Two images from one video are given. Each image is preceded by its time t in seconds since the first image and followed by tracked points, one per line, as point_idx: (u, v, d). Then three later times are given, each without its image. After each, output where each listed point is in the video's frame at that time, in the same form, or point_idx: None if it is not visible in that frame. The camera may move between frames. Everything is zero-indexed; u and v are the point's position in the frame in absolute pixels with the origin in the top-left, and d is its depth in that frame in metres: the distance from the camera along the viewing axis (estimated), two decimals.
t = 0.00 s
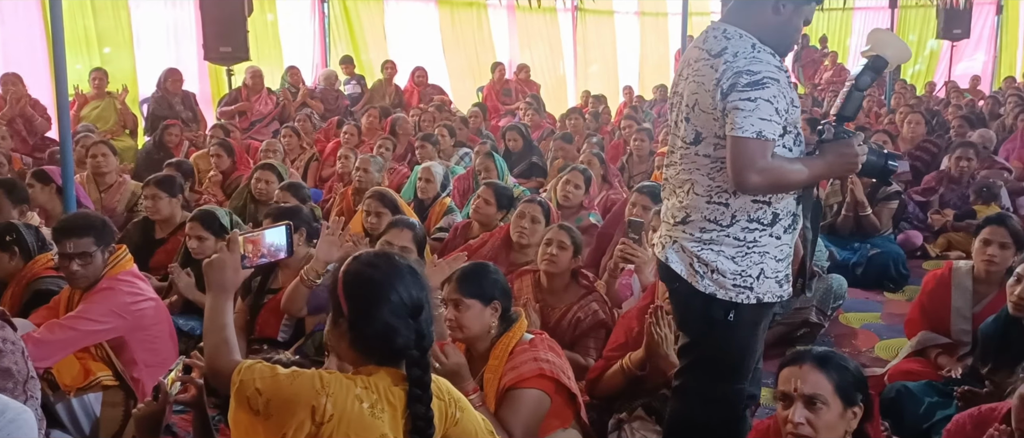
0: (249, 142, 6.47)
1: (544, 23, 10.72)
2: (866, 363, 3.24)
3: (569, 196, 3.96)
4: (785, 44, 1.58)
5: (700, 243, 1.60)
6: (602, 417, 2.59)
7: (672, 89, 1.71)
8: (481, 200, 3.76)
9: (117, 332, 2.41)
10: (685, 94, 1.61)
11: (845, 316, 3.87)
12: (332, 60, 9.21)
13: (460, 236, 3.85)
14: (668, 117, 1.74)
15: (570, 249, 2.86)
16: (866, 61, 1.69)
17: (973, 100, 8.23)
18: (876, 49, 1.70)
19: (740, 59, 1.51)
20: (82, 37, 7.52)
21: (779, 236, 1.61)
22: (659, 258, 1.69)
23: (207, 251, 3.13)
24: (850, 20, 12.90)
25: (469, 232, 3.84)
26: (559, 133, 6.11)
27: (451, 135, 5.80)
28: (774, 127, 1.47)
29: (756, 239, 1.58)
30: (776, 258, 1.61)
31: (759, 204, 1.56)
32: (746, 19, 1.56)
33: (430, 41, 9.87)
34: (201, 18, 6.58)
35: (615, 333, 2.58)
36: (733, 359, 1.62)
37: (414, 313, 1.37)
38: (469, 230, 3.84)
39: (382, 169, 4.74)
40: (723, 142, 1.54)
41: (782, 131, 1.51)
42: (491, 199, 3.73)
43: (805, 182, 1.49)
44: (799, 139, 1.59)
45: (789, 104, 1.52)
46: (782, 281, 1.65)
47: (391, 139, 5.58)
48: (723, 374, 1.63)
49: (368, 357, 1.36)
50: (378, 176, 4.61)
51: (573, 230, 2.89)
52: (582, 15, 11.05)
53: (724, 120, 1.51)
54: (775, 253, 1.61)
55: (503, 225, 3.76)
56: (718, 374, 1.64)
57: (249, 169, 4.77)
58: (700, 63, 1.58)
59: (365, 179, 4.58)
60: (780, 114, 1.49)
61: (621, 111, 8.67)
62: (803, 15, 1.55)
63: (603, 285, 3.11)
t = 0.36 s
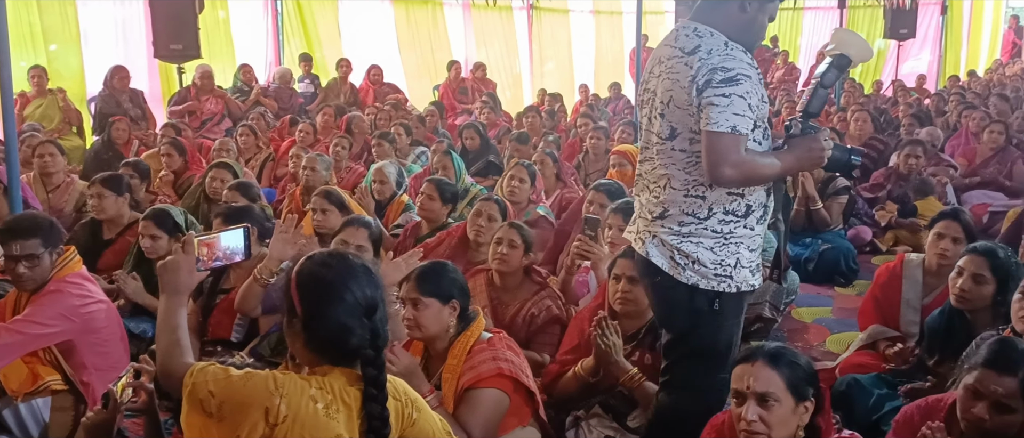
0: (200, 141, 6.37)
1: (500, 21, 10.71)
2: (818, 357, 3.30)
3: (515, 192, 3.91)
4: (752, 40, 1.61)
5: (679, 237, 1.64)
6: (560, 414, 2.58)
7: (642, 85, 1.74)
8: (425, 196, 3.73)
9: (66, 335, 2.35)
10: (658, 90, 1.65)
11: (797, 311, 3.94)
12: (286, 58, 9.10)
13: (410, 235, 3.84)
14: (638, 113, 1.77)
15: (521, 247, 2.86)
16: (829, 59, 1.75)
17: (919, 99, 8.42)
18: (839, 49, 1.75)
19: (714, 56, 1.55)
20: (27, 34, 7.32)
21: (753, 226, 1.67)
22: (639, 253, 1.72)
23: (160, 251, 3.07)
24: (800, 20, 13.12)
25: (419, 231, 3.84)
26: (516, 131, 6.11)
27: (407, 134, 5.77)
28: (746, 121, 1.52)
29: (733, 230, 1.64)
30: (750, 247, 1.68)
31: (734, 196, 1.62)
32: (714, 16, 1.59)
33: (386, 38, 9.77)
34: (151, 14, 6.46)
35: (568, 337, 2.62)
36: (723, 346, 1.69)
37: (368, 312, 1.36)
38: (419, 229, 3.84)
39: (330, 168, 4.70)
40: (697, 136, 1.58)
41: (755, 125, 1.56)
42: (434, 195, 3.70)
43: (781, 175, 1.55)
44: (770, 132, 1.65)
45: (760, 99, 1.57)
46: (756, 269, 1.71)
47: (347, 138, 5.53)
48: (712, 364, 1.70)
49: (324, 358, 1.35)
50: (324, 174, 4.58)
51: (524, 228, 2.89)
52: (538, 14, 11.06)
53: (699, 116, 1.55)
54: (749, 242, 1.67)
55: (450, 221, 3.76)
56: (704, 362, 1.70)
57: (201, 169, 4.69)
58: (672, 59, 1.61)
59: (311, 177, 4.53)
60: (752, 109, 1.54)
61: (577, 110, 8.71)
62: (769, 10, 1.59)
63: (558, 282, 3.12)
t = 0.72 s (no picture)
0: (145, 141, 6.24)
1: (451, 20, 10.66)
2: (766, 352, 3.36)
3: (456, 188, 3.96)
4: (709, 37, 1.70)
5: (652, 229, 1.73)
6: (512, 413, 2.57)
7: (603, 81, 1.82)
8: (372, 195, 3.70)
9: (4, 340, 2.29)
10: (622, 86, 1.73)
11: (745, 306, 4.00)
12: (233, 55, 8.99)
13: (360, 235, 3.82)
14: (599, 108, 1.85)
15: (459, 244, 2.86)
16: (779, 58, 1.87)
17: (863, 97, 8.60)
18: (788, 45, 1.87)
19: (679, 53, 1.63)
20: None
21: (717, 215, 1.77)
22: (611, 248, 1.79)
23: (103, 252, 3.00)
24: (748, 20, 13.31)
25: (369, 231, 3.82)
26: (468, 130, 6.09)
27: (358, 133, 5.73)
28: (709, 115, 1.61)
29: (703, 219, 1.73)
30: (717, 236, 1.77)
31: (700, 188, 1.71)
32: (673, 15, 1.68)
33: (336, 36, 9.66)
34: (93, 11, 6.31)
35: (517, 337, 2.62)
36: (717, 325, 1.78)
37: (306, 313, 1.35)
38: (369, 229, 3.82)
39: (270, 166, 4.63)
40: (663, 130, 1.67)
41: (718, 119, 1.66)
42: (382, 193, 3.68)
43: (745, 165, 1.65)
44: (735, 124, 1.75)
45: (722, 95, 1.67)
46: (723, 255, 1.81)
47: (296, 137, 5.47)
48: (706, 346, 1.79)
49: (262, 362, 1.34)
50: (265, 173, 4.52)
51: (460, 226, 2.89)
52: (490, 12, 11.03)
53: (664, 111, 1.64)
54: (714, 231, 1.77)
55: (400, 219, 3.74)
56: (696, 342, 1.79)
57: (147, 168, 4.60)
58: (635, 56, 1.69)
59: (252, 176, 4.48)
60: (716, 103, 1.63)
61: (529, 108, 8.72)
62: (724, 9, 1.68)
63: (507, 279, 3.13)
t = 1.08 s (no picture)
0: (81, 140, 6.08)
1: (397, 15, 10.48)
2: (710, 346, 3.41)
3: (403, 187, 3.91)
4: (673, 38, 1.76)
5: (632, 226, 1.74)
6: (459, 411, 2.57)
7: (566, 79, 1.80)
8: (330, 197, 3.70)
9: None
10: (596, 85, 1.72)
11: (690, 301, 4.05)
12: (172, 52, 8.83)
13: (311, 233, 3.77)
14: (562, 106, 1.82)
15: (399, 243, 2.83)
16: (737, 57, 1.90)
17: (805, 95, 8.77)
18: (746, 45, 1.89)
19: (659, 55, 1.67)
20: None
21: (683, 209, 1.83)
22: (586, 247, 1.76)
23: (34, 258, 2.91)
24: (694, 18, 13.45)
25: (321, 229, 3.78)
26: (414, 128, 6.06)
27: (302, 131, 5.66)
28: (687, 117, 1.66)
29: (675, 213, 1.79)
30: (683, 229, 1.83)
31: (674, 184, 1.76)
32: (644, 15, 1.72)
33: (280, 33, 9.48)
34: (26, 7, 6.13)
35: (465, 333, 2.60)
36: (685, 315, 1.83)
37: (229, 314, 1.34)
38: (321, 228, 3.78)
39: (214, 164, 4.55)
40: (640, 129, 1.70)
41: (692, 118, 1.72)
42: (340, 194, 3.67)
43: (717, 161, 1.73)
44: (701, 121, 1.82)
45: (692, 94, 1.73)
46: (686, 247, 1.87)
47: (239, 135, 5.38)
48: (679, 335, 1.83)
49: (190, 366, 1.35)
50: (209, 171, 4.44)
51: (399, 225, 2.87)
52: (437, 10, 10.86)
53: (646, 111, 1.67)
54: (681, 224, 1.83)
55: (355, 221, 3.73)
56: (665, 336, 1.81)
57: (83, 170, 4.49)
58: (610, 55, 1.70)
59: (195, 175, 4.39)
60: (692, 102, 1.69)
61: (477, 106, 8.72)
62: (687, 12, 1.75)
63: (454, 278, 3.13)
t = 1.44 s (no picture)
0: (9, 142, 5.89)
1: (337, 13, 10.36)
2: (654, 339, 3.45)
3: (357, 189, 3.87)
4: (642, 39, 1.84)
5: (612, 221, 1.79)
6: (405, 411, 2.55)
7: (541, 75, 1.82)
8: (274, 199, 3.65)
9: None
10: (578, 83, 1.76)
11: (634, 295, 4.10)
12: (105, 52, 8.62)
13: (255, 236, 3.70)
14: (537, 101, 1.83)
15: (347, 244, 2.81)
16: (700, 53, 2.05)
17: (743, 90, 8.92)
18: (709, 42, 2.04)
19: (643, 57, 1.74)
20: None
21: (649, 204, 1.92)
22: (567, 243, 1.79)
23: None
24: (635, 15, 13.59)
25: (265, 231, 3.70)
26: (356, 127, 6.00)
27: (241, 131, 5.57)
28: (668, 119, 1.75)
29: (647, 208, 1.87)
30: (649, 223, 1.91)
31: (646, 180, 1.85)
32: (622, 16, 1.78)
33: (217, 32, 9.27)
34: None
35: (415, 327, 2.62)
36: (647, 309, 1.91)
37: (162, 316, 1.36)
38: (266, 229, 3.70)
39: (162, 166, 4.46)
40: (621, 128, 1.76)
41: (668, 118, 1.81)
42: (286, 198, 3.62)
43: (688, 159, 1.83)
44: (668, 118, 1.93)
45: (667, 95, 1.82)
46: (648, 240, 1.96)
47: (176, 136, 5.27)
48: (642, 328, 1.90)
49: (126, 374, 1.36)
50: (157, 172, 4.34)
51: (348, 225, 2.84)
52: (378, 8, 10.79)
53: (631, 112, 1.73)
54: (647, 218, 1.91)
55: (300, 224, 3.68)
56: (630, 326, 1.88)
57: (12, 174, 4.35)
58: (592, 54, 1.74)
59: (142, 176, 4.30)
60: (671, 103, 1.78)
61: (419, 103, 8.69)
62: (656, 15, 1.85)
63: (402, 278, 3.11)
